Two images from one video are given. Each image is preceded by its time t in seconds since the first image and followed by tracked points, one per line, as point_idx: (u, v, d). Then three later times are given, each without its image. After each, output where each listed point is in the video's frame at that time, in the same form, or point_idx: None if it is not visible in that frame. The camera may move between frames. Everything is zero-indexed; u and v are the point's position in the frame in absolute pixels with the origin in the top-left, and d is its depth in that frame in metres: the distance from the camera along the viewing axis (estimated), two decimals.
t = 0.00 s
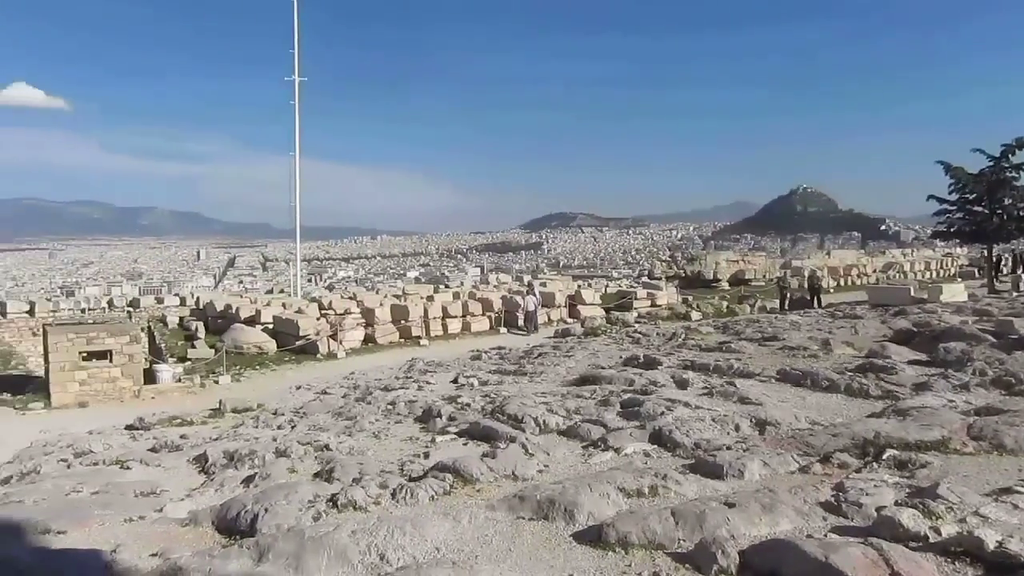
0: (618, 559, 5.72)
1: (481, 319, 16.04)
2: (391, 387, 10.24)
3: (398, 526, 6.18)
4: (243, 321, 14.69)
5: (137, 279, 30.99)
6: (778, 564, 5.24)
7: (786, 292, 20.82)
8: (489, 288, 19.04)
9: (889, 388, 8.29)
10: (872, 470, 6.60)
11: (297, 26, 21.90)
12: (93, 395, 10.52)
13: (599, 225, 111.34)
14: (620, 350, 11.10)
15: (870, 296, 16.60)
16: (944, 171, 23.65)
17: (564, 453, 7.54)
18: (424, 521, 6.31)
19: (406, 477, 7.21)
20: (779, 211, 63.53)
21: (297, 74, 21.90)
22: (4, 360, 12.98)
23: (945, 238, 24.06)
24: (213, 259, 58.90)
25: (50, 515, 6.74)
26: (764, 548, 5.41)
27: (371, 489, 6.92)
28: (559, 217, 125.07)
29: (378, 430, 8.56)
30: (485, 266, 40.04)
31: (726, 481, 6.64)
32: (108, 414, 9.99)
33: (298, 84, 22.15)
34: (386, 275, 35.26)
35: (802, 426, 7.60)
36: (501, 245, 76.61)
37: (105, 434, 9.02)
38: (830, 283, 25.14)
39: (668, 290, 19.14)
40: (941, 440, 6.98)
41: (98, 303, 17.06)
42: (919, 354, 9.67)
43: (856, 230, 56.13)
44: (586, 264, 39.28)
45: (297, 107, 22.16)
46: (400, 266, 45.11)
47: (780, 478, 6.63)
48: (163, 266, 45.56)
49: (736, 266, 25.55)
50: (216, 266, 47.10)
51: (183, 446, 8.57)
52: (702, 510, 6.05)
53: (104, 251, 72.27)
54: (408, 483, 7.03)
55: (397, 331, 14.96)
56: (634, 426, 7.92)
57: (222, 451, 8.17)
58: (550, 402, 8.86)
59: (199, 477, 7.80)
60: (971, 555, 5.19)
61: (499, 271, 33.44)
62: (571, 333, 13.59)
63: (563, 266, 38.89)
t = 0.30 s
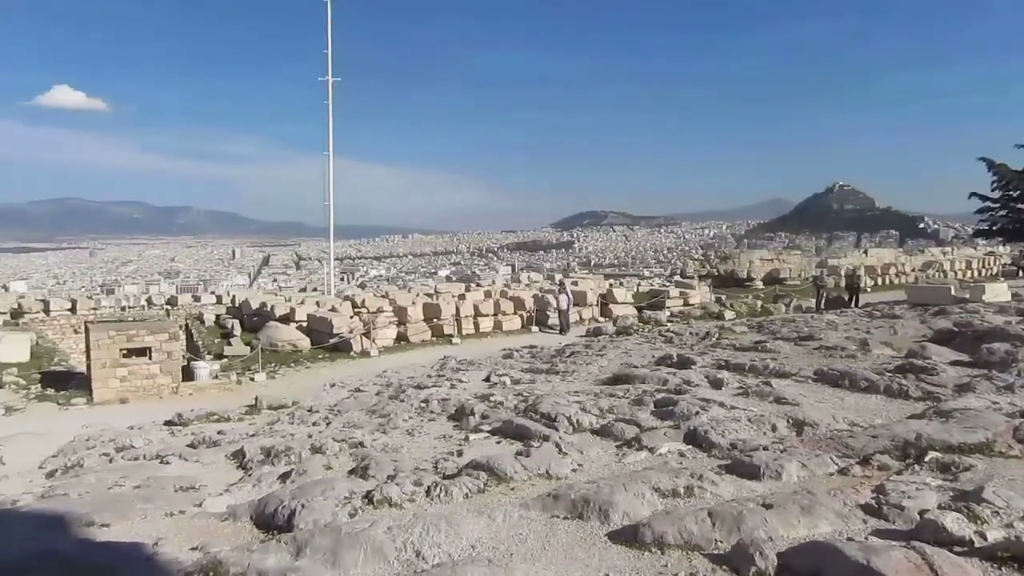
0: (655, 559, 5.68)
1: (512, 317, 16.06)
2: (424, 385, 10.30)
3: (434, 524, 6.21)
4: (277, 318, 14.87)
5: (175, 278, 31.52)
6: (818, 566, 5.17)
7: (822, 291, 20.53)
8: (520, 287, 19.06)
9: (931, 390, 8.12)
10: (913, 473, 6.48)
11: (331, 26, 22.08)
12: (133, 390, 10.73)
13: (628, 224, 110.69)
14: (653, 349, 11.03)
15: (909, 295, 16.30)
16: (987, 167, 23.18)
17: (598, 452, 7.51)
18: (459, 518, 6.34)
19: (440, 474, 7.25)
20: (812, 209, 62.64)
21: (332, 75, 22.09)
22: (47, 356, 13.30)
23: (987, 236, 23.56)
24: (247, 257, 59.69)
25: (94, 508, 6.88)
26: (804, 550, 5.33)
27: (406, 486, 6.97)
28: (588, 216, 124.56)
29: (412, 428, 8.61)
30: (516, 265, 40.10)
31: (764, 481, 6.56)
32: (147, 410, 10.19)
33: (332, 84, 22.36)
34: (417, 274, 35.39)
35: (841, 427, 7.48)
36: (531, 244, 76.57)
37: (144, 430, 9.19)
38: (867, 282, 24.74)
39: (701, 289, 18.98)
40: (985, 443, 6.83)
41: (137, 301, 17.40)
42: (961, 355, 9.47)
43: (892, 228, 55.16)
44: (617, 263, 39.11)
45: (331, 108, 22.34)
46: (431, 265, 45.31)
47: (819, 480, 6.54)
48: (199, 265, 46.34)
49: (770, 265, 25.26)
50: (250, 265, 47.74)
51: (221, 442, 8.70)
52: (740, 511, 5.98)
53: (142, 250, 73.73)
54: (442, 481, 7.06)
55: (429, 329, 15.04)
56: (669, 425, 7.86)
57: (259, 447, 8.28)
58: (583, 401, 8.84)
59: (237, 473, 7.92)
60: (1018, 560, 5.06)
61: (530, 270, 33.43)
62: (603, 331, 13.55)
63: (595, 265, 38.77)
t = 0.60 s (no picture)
0: (686, 561, 5.64)
1: (542, 316, 16.06)
2: (454, 382, 10.34)
3: (465, 521, 6.23)
4: (309, 314, 15.04)
5: (209, 274, 32.00)
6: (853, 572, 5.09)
7: (858, 293, 20.23)
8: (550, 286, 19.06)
9: (970, 395, 7.96)
10: (952, 479, 6.36)
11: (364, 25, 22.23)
12: (169, 383, 10.92)
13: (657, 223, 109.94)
14: (684, 350, 10.96)
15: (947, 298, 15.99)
16: None
17: (629, 452, 7.48)
18: (489, 516, 6.35)
19: (471, 472, 7.27)
20: (846, 210, 61.71)
21: (365, 73, 22.24)
22: (86, 349, 13.59)
23: None
24: (279, 253, 60.38)
25: (132, 498, 7.02)
26: (840, 554, 5.25)
27: (437, 482, 7.00)
28: (615, 215, 123.94)
29: (442, 425, 8.66)
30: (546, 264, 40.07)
31: (798, 485, 6.48)
32: (182, 403, 10.37)
33: (365, 83, 22.53)
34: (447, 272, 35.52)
35: (877, 431, 7.37)
36: (559, 243, 76.37)
37: (180, 423, 9.36)
38: (903, 284, 24.32)
39: (732, 290, 18.79)
40: None
41: (173, 295, 17.71)
42: (1001, 359, 9.26)
43: (929, 229, 54.14)
44: (647, 263, 38.96)
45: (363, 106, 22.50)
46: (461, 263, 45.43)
47: (853, 485, 6.44)
48: (232, 261, 46.99)
49: (803, 266, 24.95)
50: (283, 261, 48.30)
51: (254, 436, 8.82)
52: (773, 514, 5.91)
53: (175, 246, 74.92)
54: (473, 478, 7.09)
55: (459, 327, 15.09)
56: (700, 426, 7.81)
57: (291, 442, 8.38)
58: (613, 400, 8.81)
59: (270, 466, 8.02)
60: None
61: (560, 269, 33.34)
62: (633, 331, 13.49)
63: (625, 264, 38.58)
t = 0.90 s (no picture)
0: (719, 561, 5.59)
1: (569, 315, 16.03)
2: (482, 381, 10.37)
3: (495, 520, 6.24)
4: (338, 313, 15.17)
5: (240, 274, 32.44)
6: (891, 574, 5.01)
7: (891, 291, 19.89)
8: (578, 285, 18.99)
9: (1008, 394, 7.80)
10: (991, 480, 6.24)
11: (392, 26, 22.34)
12: (202, 381, 11.08)
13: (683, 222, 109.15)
14: (713, 349, 10.88)
15: (984, 296, 15.66)
16: None
17: (660, 451, 7.44)
18: (520, 515, 6.35)
19: (501, 470, 7.28)
20: (877, 207, 60.73)
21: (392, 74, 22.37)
22: (121, 347, 13.84)
23: None
24: (307, 254, 60.93)
25: (168, 494, 7.13)
26: (877, 555, 5.17)
27: (467, 481, 7.02)
28: (641, 213, 123.28)
29: (471, 423, 8.68)
30: (572, 263, 39.97)
31: (832, 485, 6.40)
32: (215, 401, 10.51)
33: (392, 83, 22.66)
34: (473, 271, 35.58)
35: (912, 431, 7.25)
36: (585, 242, 76.13)
37: (213, 420, 9.48)
38: (939, 282, 23.88)
39: (762, 289, 18.61)
40: None
41: (204, 295, 17.97)
42: None
43: (963, 226, 53.07)
44: (674, 261, 38.70)
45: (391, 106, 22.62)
46: (487, 263, 45.48)
47: (889, 486, 6.35)
48: (261, 261, 47.59)
49: (835, 264, 24.60)
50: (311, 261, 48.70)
51: (285, 434, 8.91)
52: (807, 514, 5.84)
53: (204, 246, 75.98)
54: (503, 477, 7.09)
55: (486, 326, 15.12)
56: (731, 426, 7.74)
57: (322, 440, 8.45)
58: (643, 400, 8.77)
59: (301, 464, 8.10)
60: None
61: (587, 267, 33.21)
62: (662, 330, 13.42)
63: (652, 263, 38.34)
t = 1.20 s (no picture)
0: (753, 560, 5.53)
1: (596, 313, 15.98)
2: (510, 380, 10.38)
3: (526, 518, 6.25)
4: (366, 313, 15.28)
5: (269, 275, 32.85)
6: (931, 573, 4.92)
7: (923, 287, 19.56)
8: (604, 282, 18.94)
9: None
10: None
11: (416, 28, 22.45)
12: (233, 381, 11.23)
13: (708, 218, 108.10)
14: (742, 346, 10.79)
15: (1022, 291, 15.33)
16: None
17: (690, 450, 7.40)
18: (551, 514, 6.35)
19: (531, 469, 7.29)
20: (907, 201, 59.75)
21: (417, 74, 22.50)
22: (154, 348, 14.09)
23: None
24: (334, 255, 61.46)
25: (203, 492, 7.24)
26: (915, 555, 5.09)
27: (497, 479, 7.04)
28: (665, 210, 122.41)
29: (500, 422, 8.70)
30: (598, 261, 39.83)
31: (867, 484, 6.31)
32: (246, 401, 10.65)
33: (417, 84, 22.78)
34: (499, 270, 35.62)
35: (949, 429, 7.13)
36: (610, 240, 75.83)
37: (245, 420, 9.61)
38: (973, 277, 23.43)
39: (791, 285, 18.41)
40: None
41: (235, 296, 18.23)
42: None
43: (997, 219, 52.00)
44: (701, 258, 38.42)
45: (416, 107, 22.72)
46: (513, 261, 45.54)
47: (927, 485, 6.24)
48: (289, 262, 48.05)
49: (866, 259, 24.25)
50: (338, 262, 49.15)
51: (315, 433, 9.00)
52: (842, 513, 5.76)
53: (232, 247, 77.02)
54: (533, 475, 7.10)
55: (513, 325, 15.13)
56: (763, 424, 7.67)
57: (352, 439, 8.52)
58: (672, 398, 8.72)
59: (332, 463, 8.17)
60: None
61: (613, 265, 33.10)
62: (690, 328, 13.34)
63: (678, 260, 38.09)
